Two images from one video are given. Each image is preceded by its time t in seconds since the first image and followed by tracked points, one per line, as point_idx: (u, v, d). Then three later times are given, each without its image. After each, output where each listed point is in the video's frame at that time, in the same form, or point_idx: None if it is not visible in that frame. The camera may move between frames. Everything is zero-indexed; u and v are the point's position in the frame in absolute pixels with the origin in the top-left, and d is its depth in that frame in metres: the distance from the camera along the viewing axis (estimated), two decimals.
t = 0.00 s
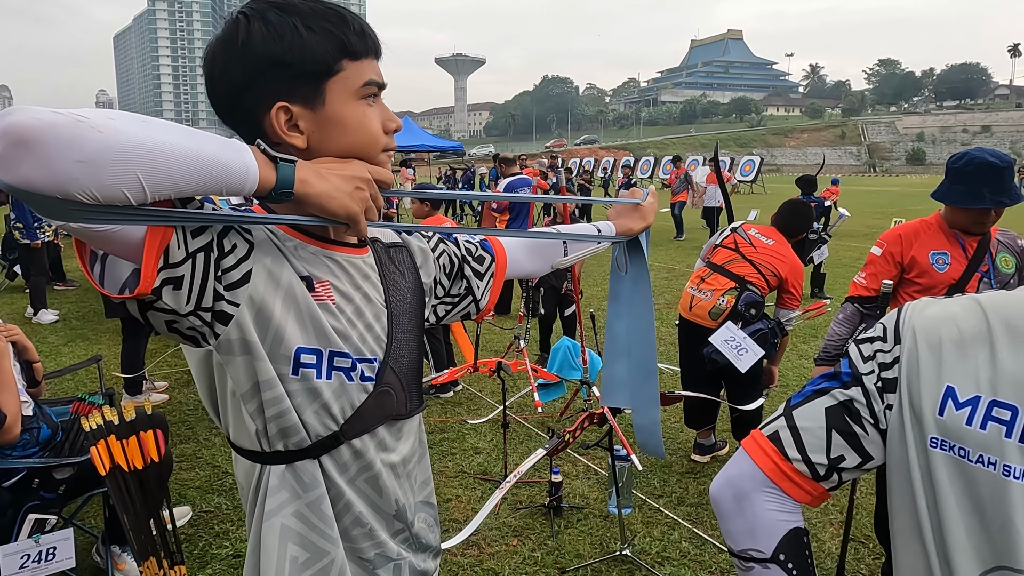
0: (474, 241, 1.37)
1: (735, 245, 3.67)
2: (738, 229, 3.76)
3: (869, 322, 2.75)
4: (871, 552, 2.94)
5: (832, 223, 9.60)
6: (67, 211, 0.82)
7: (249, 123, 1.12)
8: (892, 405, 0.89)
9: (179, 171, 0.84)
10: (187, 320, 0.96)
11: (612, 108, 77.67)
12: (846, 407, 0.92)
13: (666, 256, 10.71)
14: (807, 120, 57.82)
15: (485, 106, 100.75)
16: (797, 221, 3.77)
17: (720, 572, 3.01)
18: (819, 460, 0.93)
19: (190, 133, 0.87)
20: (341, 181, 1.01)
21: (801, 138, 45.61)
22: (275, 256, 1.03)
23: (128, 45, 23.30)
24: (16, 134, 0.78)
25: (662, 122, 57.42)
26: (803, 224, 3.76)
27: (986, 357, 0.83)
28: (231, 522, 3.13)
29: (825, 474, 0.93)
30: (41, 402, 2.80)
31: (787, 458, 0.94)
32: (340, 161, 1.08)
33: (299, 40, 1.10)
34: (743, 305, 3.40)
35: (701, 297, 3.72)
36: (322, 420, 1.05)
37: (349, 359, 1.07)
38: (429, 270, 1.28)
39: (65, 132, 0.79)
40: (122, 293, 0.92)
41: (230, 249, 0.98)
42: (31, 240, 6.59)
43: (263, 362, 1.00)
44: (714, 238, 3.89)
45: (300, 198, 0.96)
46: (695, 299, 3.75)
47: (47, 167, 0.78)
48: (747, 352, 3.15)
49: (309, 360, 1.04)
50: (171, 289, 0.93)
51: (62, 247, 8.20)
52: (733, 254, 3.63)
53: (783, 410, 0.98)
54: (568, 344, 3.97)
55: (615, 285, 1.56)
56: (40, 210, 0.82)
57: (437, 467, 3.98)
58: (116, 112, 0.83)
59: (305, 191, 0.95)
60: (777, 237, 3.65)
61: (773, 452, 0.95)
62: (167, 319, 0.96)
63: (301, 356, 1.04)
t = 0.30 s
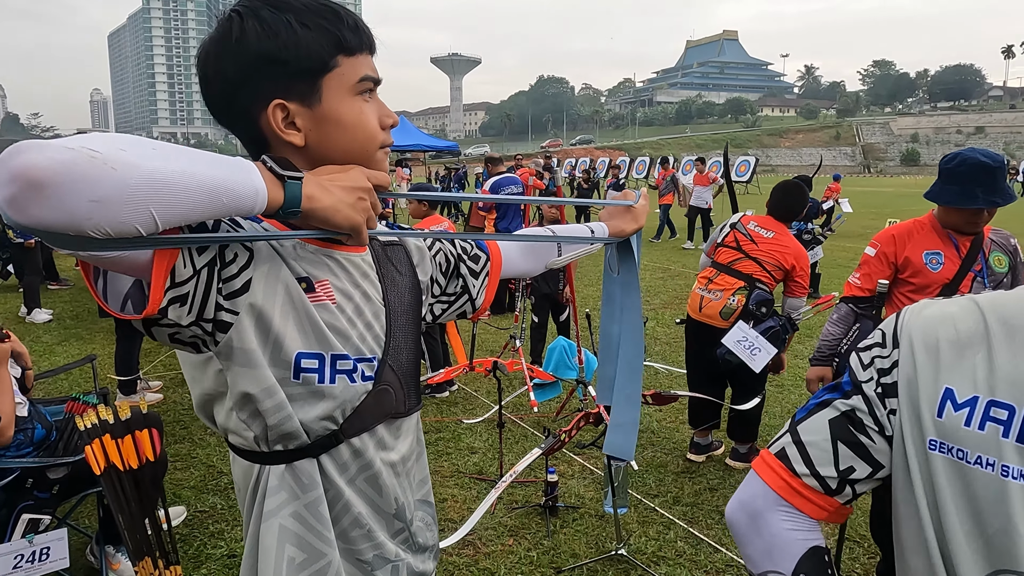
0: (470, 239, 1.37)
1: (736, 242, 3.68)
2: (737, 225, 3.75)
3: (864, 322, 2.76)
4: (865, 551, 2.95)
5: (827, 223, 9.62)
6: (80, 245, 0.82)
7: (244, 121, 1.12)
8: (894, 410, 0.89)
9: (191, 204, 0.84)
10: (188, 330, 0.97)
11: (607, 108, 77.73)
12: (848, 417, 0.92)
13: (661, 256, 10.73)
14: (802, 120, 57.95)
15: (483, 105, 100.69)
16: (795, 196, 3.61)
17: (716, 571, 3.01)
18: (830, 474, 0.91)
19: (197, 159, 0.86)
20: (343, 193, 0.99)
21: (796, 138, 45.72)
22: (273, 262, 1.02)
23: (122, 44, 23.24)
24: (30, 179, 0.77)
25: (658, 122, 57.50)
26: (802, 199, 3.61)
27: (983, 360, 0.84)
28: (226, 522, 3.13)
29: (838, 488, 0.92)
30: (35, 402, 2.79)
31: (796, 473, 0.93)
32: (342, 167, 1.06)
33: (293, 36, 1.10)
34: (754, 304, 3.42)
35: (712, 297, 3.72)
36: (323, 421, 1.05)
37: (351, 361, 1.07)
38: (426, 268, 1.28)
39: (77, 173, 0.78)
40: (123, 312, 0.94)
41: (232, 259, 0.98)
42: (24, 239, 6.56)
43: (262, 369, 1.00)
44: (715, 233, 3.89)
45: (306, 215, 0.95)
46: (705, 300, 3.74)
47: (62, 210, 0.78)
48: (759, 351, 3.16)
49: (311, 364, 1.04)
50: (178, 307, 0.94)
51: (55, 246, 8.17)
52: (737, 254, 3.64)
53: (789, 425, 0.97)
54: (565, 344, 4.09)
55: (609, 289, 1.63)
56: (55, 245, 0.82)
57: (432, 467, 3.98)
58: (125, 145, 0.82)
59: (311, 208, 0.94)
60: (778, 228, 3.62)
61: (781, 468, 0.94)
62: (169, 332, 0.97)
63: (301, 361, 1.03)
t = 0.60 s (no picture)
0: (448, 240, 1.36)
1: (716, 243, 3.71)
2: (715, 223, 3.75)
3: (836, 321, 2.79)
4: (838, 546, 3.00)
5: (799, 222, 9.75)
6: (62, 248, 0.81)
7: (225, 120, 1.11)
8: (865, 412, 0.90)
9: (178, 209, 0.83)
10: (170, 334, 0.96)
11: (582, 108, 77.99)
12: (822, 419, 0.93)
13: (636, 256, 10.79)
14: (774, 121, 58.68)
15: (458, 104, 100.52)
16: (768, 186, 3.58)
17: (692, 568, 3.04)
18: (807, 477, 0.92)
19: (181, 160, 0.85)
20: (327, 198, 0.99)
21: (768, 139, 46.27)
22: (257, 263, 1.01)
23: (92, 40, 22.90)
24: (13, 181, 0.74)
25: (632, 122, 57.86)
26: (775, 188, 3.58)
27: (948, 365, 0.85)
28: (201, 524, 3.09)
29: (815, 489, 0.93)
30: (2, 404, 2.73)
31: (771, 474, 0.94)
32: (325, 170, 1.05)
33: (275, 34, 1.09)
34: (744, 305, 3.49)
35: (699, 297, 3.74)
36: (307, 423, 1.04)
37: (334, 362, 1.05)
38: (407, 268, 1.27)
39: (64, 176, 0.76)
40: (103, 315, 0.92)
41: (215, 260, 0.97)
42: None
43: (247, 372, 0.99)
44: (693, 231, 3.92)
45: (291, 219, 0.95)
46: (694, 300, 3.76)
47: (48, 214, 0.76)
48: (758, 350, 3.16)
49: (295, 365, 1.03)
50: (162, 311, 0.92)
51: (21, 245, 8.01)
52: (720, 256, 3.68)
53: (765, 428, 0.98)
54: (541, 343, 4.09)
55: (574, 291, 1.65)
56: (36, 246, 0.80)
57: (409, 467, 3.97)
58: (109, 145, 0.80)
59: (296, 212, 0.94)
60: (756, 223, 3.62)
61: (758, 472, 0.95)
62: (152, 335, 0.95)
63: (285, 362, 1.02)
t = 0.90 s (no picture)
0: (385, 238, 1.35)
1: (653, 242, 3.76)
2: (648, 221, 3.81)
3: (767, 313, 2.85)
4: (771, 532, 3.10)
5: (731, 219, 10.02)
6: None
7: (157, 114, 1.06)
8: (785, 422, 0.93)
9: (100, 148, 0.80)
10: (97, 317, 0.91)
11: (519, 106, 78.24)
12: (750, 443, 0.94)
13: (574, 253, 10.90)
14: (707, 121, 60.12)
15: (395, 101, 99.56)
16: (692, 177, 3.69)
17: (631, 559, 3.10)
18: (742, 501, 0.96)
19: (106, 107, 0.83)
20: (263, 172, 0.99)
21: (701, 138, 47.35)
22: (192, 248, 0.99)
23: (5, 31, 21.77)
24: None
25: (570, 120, 58.40)
26: (699, 179, 3.68)
27: (854, 368, 0.88)
28: (130, 534, 2.98)
29: (748, 508, 0.97)
30: None
31: (710, 505, 0.97)
32: (260, 152, 1.06)
33: (210, 28, 1.06)
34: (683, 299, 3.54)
35: (640, 293, 3.80)
36: (241, 419, 1.01)
37: (270, 356, 1.03)
38: (344, 266, 1.25)
39: None
40: (24, 281, 0.85)
41: (145, 240, 0.94)
42: None
43: (180, 360, 0.96)
44: (629, 228, 3.98)
45: (223, 187, 0.94)
46: (635, 296, 3.82)
47: None
48: (692, 344, 3.21)
49: (229, 357, 1.00)
50: (82, 280, 0.88)
51: None
52: (658, 254, 3.74)
53: (696, 453, 1.00)
54: (482, 340, 4.09)
55: (513, 284, 1.68)
56: None
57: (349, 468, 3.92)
58: (32, 85, 0.78)
59: (228, 180, 0.93)
60: (686, 216, 3.68)
61: (695, 501, 0.98)
62: (74, 315, 0.90)
63: (220, 353, 0.99)
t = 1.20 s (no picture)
0: (270, 231, 1.33)
1: (554, 237, 3.83)
2: (546, 219, 3.87)
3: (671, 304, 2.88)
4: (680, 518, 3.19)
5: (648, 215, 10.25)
6: None
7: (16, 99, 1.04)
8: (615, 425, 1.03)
9: None
10: None
11: (442, 104, 77.81)
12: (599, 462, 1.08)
13: (497, 250, 10.93)
14: (627, 119, 61.29)
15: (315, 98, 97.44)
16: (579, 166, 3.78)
17: (546, 549, 3.14)
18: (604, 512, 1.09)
19: None
20: (123, 159, 0.98)
21: (621, 136, 48.25)
22: (47, 240, 0.97)
23: None
24: None
25: (493, 117, 58.50)
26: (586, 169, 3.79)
27: (660, 363, 0.96)
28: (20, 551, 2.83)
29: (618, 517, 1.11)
30: None
31: (581, 520, 1.11)
32: (123, 138, 1.05)
33: (76, 14, 1.04)
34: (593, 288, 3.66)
35: (551, 287, 3.86)
36: (105, 418, 0.99)
37: (137, 351, 1.02)
38: (223, 261, 1.23)
39: None
40: None
41: None
42: None
43: (34, 356, 0.93)
44: (528, 228, 4.03)
45: (74, 170, 0.93)
46: (546, 291, 3.87)
47: None
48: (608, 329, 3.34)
49: (90, 353, 0.98)
50: None
51: None
52: (562, 248, 3.82)
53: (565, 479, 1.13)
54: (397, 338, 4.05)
55: (415, 277, 1.66)
56: None
57: (261, 472, 3.83)
58: None
59: (80, 163, 0.93)
60: (583, 208, 3.76)
61: (573, 521, 1.12)
62: None
63: (80, 349, 0.97)
